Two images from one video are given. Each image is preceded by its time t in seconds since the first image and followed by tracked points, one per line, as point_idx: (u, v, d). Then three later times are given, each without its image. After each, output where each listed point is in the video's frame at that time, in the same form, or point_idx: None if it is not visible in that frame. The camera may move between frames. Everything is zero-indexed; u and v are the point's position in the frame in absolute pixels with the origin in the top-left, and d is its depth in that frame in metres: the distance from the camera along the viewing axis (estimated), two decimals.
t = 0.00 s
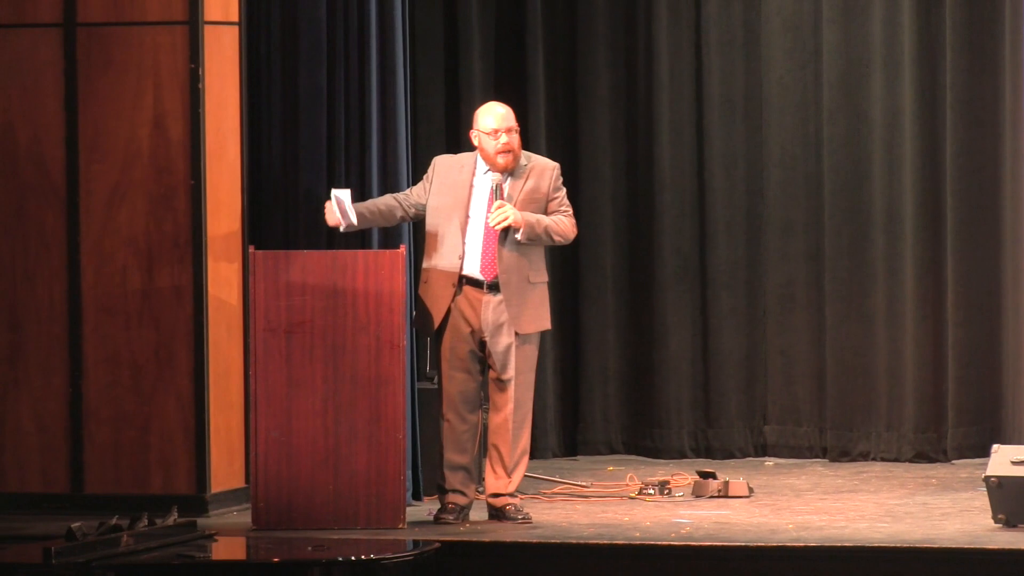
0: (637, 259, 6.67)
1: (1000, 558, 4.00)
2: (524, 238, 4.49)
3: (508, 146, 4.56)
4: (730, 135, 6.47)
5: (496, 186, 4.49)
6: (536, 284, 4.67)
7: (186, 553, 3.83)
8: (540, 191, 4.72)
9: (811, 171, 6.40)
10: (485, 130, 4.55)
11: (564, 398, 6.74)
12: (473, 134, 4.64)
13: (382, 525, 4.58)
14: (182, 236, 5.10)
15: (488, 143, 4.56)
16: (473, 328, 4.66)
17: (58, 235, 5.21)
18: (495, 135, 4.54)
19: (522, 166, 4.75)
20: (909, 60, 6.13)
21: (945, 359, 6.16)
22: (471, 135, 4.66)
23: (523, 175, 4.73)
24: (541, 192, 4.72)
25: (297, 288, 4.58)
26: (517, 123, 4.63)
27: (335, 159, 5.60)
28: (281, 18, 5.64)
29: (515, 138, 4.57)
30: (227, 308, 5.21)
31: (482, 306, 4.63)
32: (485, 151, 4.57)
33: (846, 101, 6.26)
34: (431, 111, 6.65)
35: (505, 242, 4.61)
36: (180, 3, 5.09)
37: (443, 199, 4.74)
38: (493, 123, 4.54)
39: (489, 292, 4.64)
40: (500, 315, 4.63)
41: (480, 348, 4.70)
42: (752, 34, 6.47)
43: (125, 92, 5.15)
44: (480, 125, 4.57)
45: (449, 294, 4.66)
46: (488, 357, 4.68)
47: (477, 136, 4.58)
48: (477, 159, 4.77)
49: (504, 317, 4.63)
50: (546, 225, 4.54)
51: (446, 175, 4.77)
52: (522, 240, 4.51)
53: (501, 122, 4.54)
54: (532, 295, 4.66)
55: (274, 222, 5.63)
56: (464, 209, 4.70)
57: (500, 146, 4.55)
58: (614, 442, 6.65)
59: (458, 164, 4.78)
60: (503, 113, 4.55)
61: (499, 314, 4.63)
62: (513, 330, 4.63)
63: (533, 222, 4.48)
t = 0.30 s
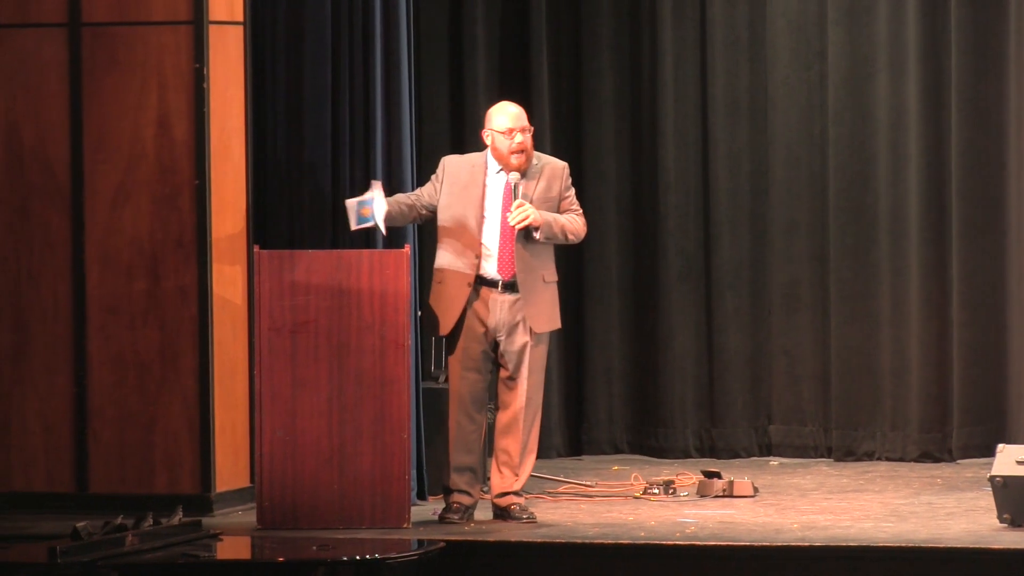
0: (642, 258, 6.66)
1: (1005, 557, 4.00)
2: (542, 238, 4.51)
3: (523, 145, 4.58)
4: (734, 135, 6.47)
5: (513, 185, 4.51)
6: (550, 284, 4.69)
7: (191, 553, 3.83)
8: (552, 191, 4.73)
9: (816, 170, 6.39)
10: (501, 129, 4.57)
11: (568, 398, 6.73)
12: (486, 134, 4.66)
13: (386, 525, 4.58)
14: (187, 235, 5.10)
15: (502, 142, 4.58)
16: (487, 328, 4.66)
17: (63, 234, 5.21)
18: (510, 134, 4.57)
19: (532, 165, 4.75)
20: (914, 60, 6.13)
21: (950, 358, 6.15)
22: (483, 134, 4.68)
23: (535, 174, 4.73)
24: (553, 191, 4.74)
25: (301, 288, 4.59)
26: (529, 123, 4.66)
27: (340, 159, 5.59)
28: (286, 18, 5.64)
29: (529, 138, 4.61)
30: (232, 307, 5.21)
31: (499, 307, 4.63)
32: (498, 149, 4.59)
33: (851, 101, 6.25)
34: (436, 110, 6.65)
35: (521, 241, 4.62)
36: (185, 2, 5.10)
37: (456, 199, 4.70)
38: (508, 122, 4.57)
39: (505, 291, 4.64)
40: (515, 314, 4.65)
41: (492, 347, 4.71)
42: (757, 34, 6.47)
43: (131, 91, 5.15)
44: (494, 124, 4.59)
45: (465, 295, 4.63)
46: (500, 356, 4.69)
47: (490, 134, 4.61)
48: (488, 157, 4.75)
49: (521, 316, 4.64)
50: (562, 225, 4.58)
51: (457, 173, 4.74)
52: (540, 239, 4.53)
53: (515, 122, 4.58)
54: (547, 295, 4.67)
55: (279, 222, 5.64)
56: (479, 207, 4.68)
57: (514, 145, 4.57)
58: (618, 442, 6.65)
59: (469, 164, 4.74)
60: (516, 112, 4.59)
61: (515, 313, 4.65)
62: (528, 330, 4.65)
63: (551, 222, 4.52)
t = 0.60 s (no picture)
0: (647, 257, 6.66)
1: (1010, 556, 3.99)
2: (556, 237, 4.54)
3: (535, 144, 4.60)
4: (739, 134, 6.47)
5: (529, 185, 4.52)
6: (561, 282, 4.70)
7: (195, 552, 3.83)
8: (561, 191, 4.74)
9: (821, 170, 6.39)
10: (513, 128, 4.58)
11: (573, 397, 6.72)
12: (495, 133, 4.66)
13: (391, 524, 4.57)
14: (193, 235, 5.11)
15: (514, 141, 4.59)
16: (498, 329, 4.65)
17: (68, 233, 5.22)
18: (523, 134, 4.58)
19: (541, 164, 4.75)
20: (918, 59, 6.12)
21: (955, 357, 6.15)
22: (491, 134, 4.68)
23: (545, 175, 4.74)
24: (562, 191, 4.74)
25: (306, 287, 4.59)
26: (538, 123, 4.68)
27: (345, 158, 5.59)
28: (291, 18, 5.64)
29: (540, 138, 4.62)
30: (237, 306, 5.21)
31: (513, 306, 4.64)
32: (510, 148, 4.60)
33: (856, 100, 6.25)
34: (441, 110, 6.64)
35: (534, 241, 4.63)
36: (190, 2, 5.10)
37: (470, 200, 4.68)
38: (520, 122, 4.58)
39: (519, 290, 4.65)
40: (527, 314, 4.66)
41: (502, 348, 4.70)
42: (762, 34, 6.46)
43: (135, 91, 5.15)
44: (505, 124, 4.60)
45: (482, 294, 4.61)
46: (509, 357, 4.69)
47: (501, 134, 4.61)
48: (497, 157, 4.73)
49: (534, 316, 4.66)
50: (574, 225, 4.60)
51: (468, 174, 4.71)
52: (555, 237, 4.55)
53: (527, 122, 4.58)
54: (559, 294, 4.68)
55: (284, 221, 5.64)
56: (493, 207, 4.68)
57: (526, 144, 4.59)
58: (623, 441, 6.64)
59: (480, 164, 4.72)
60: (526, 112, 4.60)
61: (528, 313, 4.66)
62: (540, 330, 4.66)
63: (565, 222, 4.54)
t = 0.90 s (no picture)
0: (650, 257, 6.66)
1: (1014, 556, 3.99)
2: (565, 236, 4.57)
3: (542, 142, 4.62)
4: (742, 133, 6.46)
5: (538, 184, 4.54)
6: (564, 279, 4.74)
7: (200, 551, 3.83)
8: (563, 190, 4.76)
9: (824, 170, 6.39)
10: (520, 127, 4.59)
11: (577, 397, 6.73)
12: (499, 132, 4.67)
13: (394, 523, 4.58)
14: (196, 235, 5.11)
15: (521, 140, 4.60)
16: (508, 329, 4.65)
17: (72, 233, 5.22)
18: (530, 133, 4.59)
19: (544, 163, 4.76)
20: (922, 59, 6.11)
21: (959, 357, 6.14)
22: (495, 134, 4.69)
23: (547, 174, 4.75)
24: (565, 190, 4.77)
25: (310, 287, 4.59)
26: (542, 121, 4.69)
27: (348, 158, 5.59)
28: (294, 18, 5.64)
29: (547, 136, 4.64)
30: (240, 305, 5.21)
31: (524, 307, 4.64)
32: (517, 147, 4.61)
33: (859, 99, 6.25)
34: (445, 110, 6.64)
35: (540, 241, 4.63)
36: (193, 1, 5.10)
37: (474, 202, 4.69)
38: (527, 121, 4.59)
39: (526, 289, 4.65)
40: (535, 315, 4.67)
41: (508, 348, 4.70)
42: (765, 33, 6.46)
43: (138, 90, 5.16)
44: (512, 122, 4.60)
45: (492, 294, 4.58)
46: (515, 356, 4.70)
47: (507, 133, 4.62)
48: (499, 156, 4.75)
49: (542, 317, 4.67)
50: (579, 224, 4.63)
51: (472, 174, 4.72)
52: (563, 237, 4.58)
53: (534, 121, 4.60)
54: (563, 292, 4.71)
55: (288, 220, 5.65)
56: (499, 208, 4.67)
57: (533, 142, 4.60)
58: (627, 440, 6.64)
59: (482, 165, 4.73)
60: (531, 110, 4.61)
61: (537, 314, 4.67)
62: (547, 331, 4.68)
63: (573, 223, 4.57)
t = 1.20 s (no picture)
0: (658, 255, 6.65)
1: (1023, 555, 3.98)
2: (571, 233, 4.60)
3: (546, 140, 4.62)
4: (750, 131, 6.45)
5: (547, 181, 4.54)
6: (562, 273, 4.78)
7: (208, 549, 3.84)
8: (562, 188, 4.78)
9: (833, 168, 6.38)
10: (524, 125, 4.58)
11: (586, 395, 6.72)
12: (502, 129, 4.65)
13: (403, 521, 4.57)
14: (204, 234, 5.11)
15: (524, 138, 4.59)
16: (512, 329, 4.65)
17: (80, 232, 5.23)
18: (534, 130, 4.59)
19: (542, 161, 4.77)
20: (931, 57, 6.10)
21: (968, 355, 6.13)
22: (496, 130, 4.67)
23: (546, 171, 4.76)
24: (562, 187, 4.78)
25: (318, 285, 4.59)
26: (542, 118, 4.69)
27: (356, 157, 5.58)
28: (302, 17, 5.65)
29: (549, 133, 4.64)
30: (248, 303, 5.21)
31: (528, 305, 4.65)
32: (520, 145, 4.60)
33: (867, 97, 6.24)
34: (453, 108, 6.65)
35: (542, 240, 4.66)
36: None
37: (477, 199, 4.68)
38: (531, 119, 4.58)
39: (529, 288, 4.66)
40: (538, 312, 4.68)
41: (512, 348, 4.70)
42: (773, 31, 6.45)
43: (146, 89, 5.16)
44: (516, 120, 4.59)
45: (497, 293, 4.58)
46: (518, 356, 4.71)
47: (510, 131, 4.61)
48: (499, 153, 4.74)
49: (545, 314, 4.68)
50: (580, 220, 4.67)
51: (474, 171, 4.71)
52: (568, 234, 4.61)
53: (538, 118, 4.59)
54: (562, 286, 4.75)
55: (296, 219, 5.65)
56: (503, 206, 4.67)
57: (536, 140, 4.60)
58: (635, 439, 6.64)
59: (483, 162, 4.72)
60: (533, 108, 4.60)
61: (539, 311, 4.68)
62: (550, 327, 4.70)
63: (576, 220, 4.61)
